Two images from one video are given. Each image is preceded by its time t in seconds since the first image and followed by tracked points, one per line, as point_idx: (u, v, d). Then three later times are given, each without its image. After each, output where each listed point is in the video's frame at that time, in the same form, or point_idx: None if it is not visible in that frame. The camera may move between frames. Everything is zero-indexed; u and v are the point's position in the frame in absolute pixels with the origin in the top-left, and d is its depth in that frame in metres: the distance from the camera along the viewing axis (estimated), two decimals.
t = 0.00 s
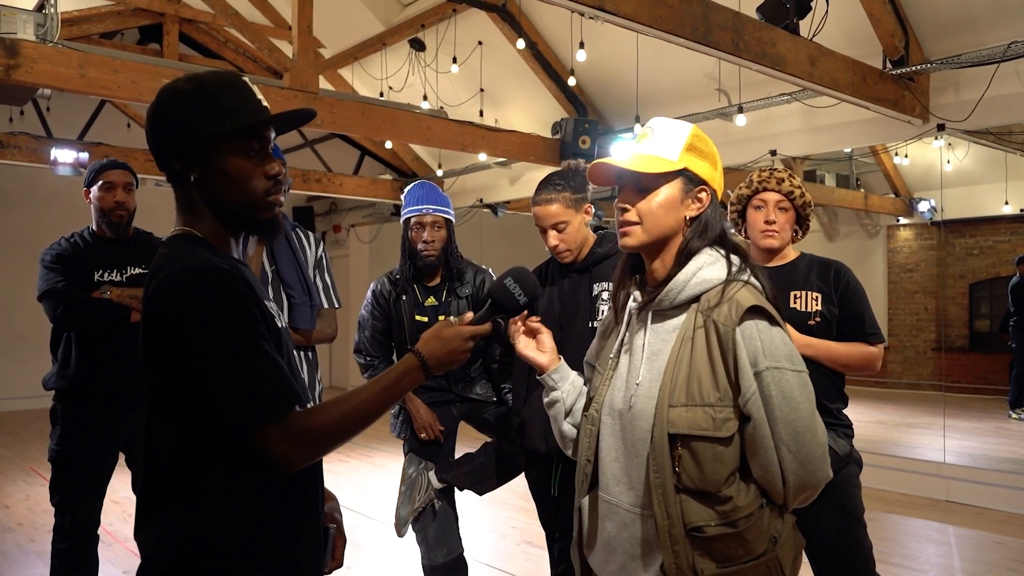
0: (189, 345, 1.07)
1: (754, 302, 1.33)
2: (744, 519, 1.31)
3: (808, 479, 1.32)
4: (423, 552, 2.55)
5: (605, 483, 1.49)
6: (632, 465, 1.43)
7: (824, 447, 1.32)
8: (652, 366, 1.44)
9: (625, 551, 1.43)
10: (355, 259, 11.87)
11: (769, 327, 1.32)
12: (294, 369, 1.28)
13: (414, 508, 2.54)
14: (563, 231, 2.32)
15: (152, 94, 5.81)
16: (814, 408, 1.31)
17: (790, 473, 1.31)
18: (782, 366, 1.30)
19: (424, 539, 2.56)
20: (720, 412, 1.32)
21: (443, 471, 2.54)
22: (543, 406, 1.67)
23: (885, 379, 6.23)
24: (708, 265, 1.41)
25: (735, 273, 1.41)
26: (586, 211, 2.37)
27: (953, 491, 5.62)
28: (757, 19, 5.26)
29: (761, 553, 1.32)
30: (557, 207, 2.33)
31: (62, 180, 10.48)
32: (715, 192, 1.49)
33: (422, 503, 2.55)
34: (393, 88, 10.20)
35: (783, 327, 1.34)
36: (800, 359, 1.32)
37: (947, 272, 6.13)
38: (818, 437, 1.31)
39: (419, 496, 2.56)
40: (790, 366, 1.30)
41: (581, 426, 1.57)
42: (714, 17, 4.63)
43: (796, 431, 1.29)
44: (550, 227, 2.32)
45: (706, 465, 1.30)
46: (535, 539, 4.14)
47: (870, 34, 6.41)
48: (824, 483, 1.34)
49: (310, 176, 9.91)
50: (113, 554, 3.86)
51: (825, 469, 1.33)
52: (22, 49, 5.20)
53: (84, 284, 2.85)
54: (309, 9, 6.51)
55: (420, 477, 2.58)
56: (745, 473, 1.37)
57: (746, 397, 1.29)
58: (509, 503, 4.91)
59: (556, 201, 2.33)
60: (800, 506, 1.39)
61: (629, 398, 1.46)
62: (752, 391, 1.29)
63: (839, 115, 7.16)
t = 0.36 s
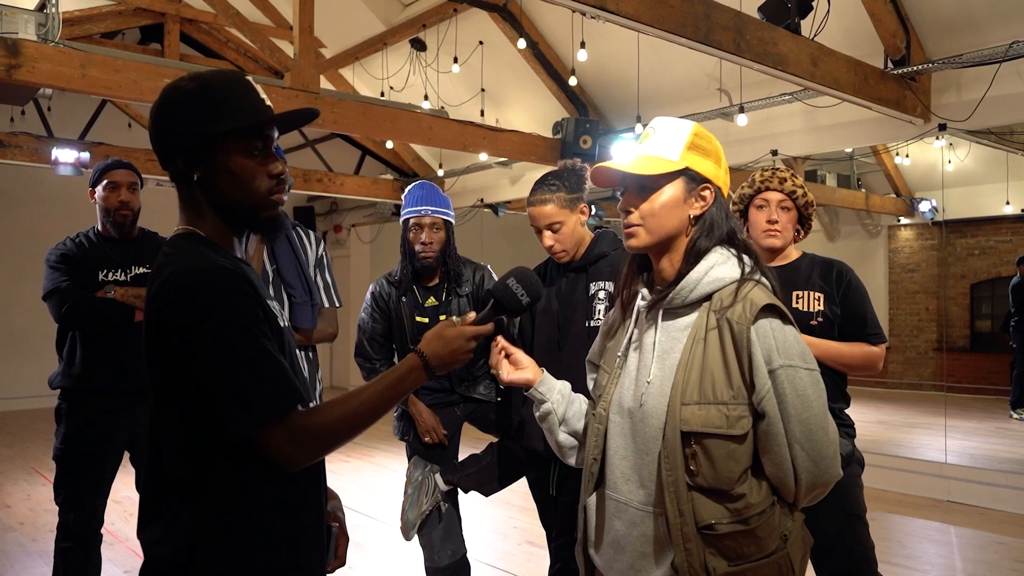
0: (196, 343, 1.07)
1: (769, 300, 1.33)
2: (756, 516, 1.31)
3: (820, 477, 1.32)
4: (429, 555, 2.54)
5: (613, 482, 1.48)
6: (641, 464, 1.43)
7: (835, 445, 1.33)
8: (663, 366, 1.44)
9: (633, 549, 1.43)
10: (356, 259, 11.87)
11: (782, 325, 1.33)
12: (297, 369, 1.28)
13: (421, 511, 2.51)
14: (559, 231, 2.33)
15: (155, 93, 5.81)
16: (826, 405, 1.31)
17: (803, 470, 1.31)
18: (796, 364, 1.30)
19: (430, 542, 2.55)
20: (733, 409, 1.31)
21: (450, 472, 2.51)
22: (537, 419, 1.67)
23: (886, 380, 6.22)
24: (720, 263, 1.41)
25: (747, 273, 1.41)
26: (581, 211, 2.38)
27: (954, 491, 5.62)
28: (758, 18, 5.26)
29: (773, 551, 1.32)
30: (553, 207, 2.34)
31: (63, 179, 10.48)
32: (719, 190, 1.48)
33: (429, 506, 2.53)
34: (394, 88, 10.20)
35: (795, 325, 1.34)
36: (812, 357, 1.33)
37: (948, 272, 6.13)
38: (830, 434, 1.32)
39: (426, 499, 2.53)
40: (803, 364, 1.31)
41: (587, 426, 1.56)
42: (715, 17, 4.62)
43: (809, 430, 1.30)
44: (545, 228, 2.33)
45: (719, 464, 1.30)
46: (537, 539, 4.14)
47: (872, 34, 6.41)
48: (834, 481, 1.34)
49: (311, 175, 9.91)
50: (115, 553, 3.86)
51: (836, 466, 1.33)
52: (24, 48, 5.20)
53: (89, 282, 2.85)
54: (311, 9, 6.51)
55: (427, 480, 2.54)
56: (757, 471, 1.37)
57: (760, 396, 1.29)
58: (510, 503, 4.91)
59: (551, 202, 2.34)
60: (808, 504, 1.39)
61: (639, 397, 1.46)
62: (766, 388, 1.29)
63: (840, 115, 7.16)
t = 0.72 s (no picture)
0: (196, 342, 1.07)
1: (764, 295, 1.33)
2: (752, 513, 1.31)
3: (818, 472, 1.32)
4: (428, 554, 2.52)
5: (612, 481, 1.48)
6: (638, 463, 1.43)
7: (834, 441, 1.32)
8: (660, 363, 1.44)
9: (632, 548, 1.43)
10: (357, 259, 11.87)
11: (777, 320, 1.32)
12: (299, 368, 1.28)
13: (419, 509, 2.51)
14: (556, 232, 2.33)
15: (156, 94, 5.81)
16: (824, 401, 1.31)
17: (800, 466, 1.31)
18: (791, 359, 1.29)
19: (429, 541, 2.54)
20: (729, 405, 1.31)
21: (449, 471, 2.51)
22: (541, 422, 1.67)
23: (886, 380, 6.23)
24: (715, 260, 1.41)
25: (742, 269, 1.41)
26: (578, 211, 2.37)
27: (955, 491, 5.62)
28: (759, 18, 5.25)
29: (770, 547, 1.32)
30: (551, 207, 2.34)
31: (64, 179, 10.49)
32: (716, 189, 1.48)
33: (428, 505, 2.52)
34: (395, 88, 10.20)
35: (791, 320, 1.34)
36: (808, 352, 1.33)
37: (948, 272, 6.13)
38: (828, 430, 1.31)
39: (424, 498, 2.54)
40: (799, 359, 1.30)
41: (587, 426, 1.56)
42: (717, 17, 4.62)
43: (807, 426, 1.29)
44: (543, 229, 2.33)
45: (715, 460, 1.30)
46: (538, 539, 4.14)
47: (873, 34, 6.41)
48: (832, 477, 1.33)
49: (312, 175, 9.91)
50: (117, 553, 3.87)
51: (834, 462, 1.33)
52: (25, 48, 5.20)
53: (93, 282, 2.85)
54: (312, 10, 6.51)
55: (424, 479, 2.55)
56: (754, 467, 1.37)
57: (755, 391, 1.29)
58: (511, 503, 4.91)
59: (549, 202, 2.34)
60: (807, 501, 1.39)
61: (636, 395, 1.46)
62: (761, 383, 1.29)
63: (841, 115, 7.16)
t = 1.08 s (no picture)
0: (193, 338, 1.07)
1: (754, 290, 1.32)
2: (741, 510, 1.30)
3: (809, 470, 1.30)
4: (430, 554, 2.46)
5: (605, 478, 1.48)
6: (630, 459, 1.43)
7: (825, 437, 1.30)
8: (654, 360, 1.43)
9: (626, 546, 1.43)
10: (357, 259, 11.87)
11: (768, 316, 1.31)
12: (300, 367, 1.28)
13: (424, 509, 2.46)
14: (554, 232, 2.32)
15: (156, 94, 5.81)
16: (814, 397, 1.29)
17: (789, 463, 1.30)
18: (781, 355, 1.28)
19: (432, 541, 2.48)
20: (718, 401, 1.31)
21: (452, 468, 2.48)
22: (546, 428, 1.66)
23: (887, 380, 6.26)
24: (708, 256, 1.41)
25: (736, 266, 1.40)
26: (577, 211, 2.37)
27: (957, 492, 5.62)
28: (760, 18, 5.24)
29: (759, 546, 1.30)
30: (548, 208, 2.33)
31: (65, 180, 10.49)
32: (711, 185, 1.48)
33: (431, 505, 2.47)
34: (395, 88, 10.20)
35: (782, 315, 1.32)
36: (800, 348, 1.31)
37: (950, 272, 6.12)
38: (819, 427, 1.30)
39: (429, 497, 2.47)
40: (789, 355, 1.29)
41: (585, 424, 1.56)
42: (717, 17, 4.61)
43: (796, 423, 1.28)
44: (541, 229, 2.32)
45: (704, 456, 1.30)
46: (538, 538, 4.13)
47: (874, 34, 6.41)
48: (824, 474, 1.32)
49: (312, 175, 9.92)
50: (117, 554, 3.86)
51: (826, 460, 1.31)
52: (25, 48, 5.20)
53: (91, 283, 2.85)
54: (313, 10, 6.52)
55: (427, 478, 2.50)
56: (745, 465, 1.36)
57: (743, 386, 1.28)
58: (512, 503, 4.91)
59: (547, 203, 2.33)
60: (801, 500, 1.37)
61: (631, 392, 1.46)
62: (749, 379, 1.28)
63: (842, 115, 7.16)
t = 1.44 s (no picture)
0: (189, 335, 1.07)
1: (747, 288, 1.31)
2: (731, 511, 1.29)
3: (801, 472, 1.28)
4: (435, 554, 2.46)
5: (598, 478, 1.48)
6: (624, 459, 1.43)
7: (819, 439, 1.29)
8: (649, 359, 1.43)
9: (616, 546, 1.43)
10: (358, 260, 11.87)
11: (762, 314, 1.30)
12: (299, 366, 1.28)
13: (435, 508, 2.47)
14: (555, 233, 2.33)
15: (157, 94, 5.81)
16: (809, 397, 1.28)
17: (781, 465, 1.28)
18: (774, 353, 1.27)
19: (438, 541, 2.47)
20: (710, 400, 1.31)
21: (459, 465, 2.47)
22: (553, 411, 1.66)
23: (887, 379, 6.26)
24: (704, 254, 1.40)
25: (731, 263, 1.39)
26: (578, 212, 2.36)
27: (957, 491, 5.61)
28: (760, 18, 5.23)
29: (749, 548, 1.29)
30: (550, 209, 2.33)
31: (66, 180, 10.50)
32: (705, 181, 1.47)
33: (442, 504, 2.48)
34: (396, 88, 10.20)
35: (777, 314, 1.31)
36: (794, 347, 1.30)
37: (949, 274, 6.11)
38: (812, 427, 1.28)
39: (439, 496, 2.49)
40: (783, 354, 1.28)
41: (582, 423, 1.55)
42: (719, 17, 4.62)
43: (789, 422, 1.26)
44: (542, 230, 2.33)
45: (695, 455, 1.29)
46: (539, 538, 4.13)
47: (874, 34, 6.40)
48: (817, 477, 1.30)
49: (313, 175, 9.92)
50: (118, 554, 3.87)
51: (820, 463, 1.30)
52: (25, 49, 5.20)
53: (87, 283, 2.85)
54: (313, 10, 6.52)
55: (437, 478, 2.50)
56: (736, 465, 1.35)
57: (735, 384, 1.28)
58: (513, 503, 4.91)
59: (549, 204, 2.33)
60: (794, 504, 1.36)
61: (626, 391, 1.45)
62: (741, 377, 1.28)
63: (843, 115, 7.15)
